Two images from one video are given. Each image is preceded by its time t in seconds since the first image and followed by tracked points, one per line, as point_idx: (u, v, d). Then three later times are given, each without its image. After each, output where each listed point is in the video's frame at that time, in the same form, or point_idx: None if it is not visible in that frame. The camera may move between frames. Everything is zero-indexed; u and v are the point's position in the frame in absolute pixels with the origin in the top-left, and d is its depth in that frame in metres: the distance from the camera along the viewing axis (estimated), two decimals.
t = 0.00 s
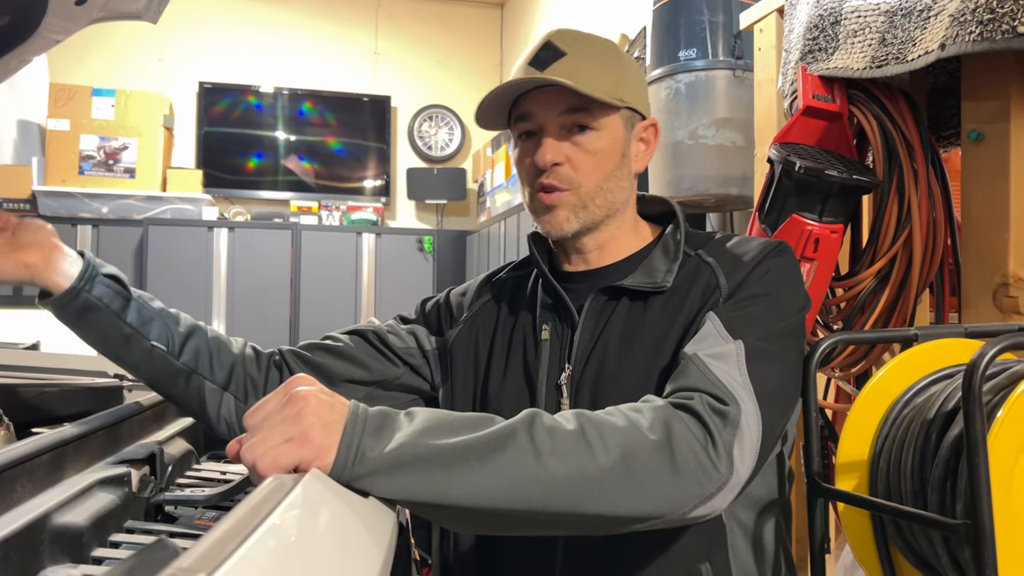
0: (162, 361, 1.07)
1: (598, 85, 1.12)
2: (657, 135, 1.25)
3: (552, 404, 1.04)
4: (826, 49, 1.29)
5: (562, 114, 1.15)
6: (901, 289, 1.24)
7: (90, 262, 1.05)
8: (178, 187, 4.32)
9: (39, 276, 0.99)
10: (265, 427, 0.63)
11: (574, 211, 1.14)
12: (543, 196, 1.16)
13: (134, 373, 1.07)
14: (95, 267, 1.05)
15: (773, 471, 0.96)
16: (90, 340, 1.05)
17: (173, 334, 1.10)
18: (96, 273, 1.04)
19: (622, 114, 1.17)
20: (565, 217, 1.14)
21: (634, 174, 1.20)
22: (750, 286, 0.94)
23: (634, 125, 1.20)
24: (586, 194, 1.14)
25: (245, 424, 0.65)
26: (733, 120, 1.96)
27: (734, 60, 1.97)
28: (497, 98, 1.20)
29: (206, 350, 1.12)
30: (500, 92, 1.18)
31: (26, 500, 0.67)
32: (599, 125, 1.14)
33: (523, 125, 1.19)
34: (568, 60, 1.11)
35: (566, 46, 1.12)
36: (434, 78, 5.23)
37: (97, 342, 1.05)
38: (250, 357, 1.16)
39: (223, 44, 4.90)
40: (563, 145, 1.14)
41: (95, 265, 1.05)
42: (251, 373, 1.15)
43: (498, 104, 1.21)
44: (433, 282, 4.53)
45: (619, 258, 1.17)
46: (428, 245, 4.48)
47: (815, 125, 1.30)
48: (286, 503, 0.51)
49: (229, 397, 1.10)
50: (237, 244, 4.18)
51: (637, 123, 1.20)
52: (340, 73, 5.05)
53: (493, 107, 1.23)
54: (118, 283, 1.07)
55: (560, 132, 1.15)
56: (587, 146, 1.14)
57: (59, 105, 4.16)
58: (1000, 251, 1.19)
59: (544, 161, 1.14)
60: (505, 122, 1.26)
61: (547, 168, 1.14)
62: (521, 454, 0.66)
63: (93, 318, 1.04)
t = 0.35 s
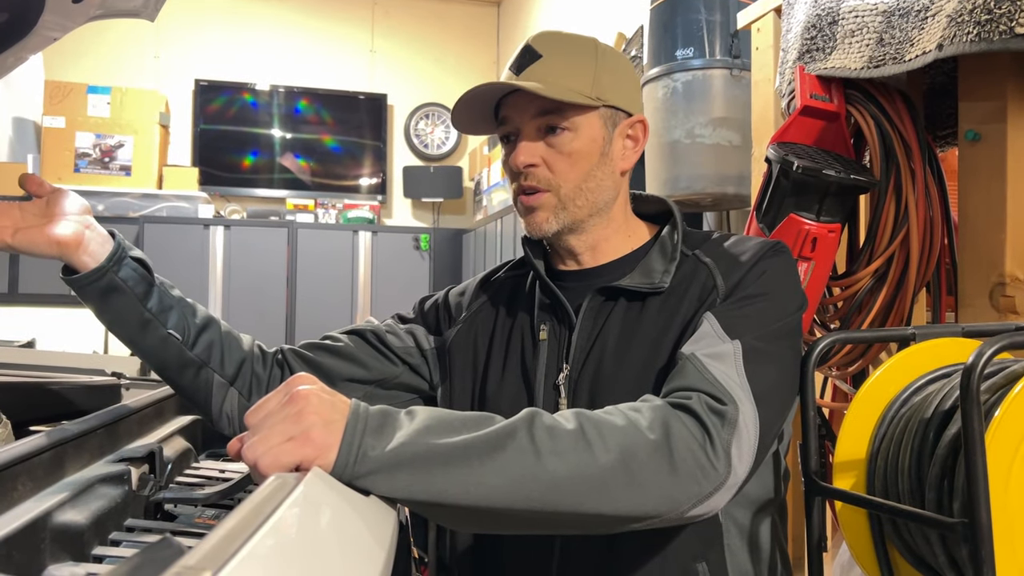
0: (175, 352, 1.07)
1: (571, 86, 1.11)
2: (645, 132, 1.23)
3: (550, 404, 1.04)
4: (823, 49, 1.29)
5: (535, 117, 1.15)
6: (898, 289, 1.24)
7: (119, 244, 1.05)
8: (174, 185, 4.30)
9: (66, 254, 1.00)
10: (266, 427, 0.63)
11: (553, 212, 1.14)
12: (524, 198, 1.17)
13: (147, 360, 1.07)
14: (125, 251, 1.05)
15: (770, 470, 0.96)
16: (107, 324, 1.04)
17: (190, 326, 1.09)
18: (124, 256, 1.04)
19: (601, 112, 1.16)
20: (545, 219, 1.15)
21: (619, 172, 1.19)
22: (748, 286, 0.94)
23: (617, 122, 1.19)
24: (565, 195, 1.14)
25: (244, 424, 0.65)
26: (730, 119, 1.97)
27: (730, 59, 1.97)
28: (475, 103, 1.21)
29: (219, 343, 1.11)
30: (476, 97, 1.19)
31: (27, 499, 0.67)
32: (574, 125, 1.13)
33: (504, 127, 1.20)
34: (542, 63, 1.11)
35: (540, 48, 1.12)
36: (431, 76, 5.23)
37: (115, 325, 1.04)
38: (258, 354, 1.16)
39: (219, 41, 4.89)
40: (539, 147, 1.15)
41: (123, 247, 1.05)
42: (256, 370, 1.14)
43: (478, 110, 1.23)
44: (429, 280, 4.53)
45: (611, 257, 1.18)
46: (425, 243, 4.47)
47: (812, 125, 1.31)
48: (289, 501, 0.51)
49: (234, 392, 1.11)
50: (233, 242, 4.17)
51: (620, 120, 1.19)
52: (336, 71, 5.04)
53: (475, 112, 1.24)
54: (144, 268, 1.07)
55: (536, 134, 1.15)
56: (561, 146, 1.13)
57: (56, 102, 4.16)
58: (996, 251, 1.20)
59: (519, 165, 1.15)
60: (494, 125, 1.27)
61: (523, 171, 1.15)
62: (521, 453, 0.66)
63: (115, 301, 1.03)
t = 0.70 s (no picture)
0: (178, 356, 1.04)
1: (582, 81, 1.10)
2: (653, 135, 1.21)
3: (550, 409, 1.02)
4: (827, 47, 1.28)
5: (545, 110, 1.14)
6: (904, 291, 1.22)
7: (128, 246, 1.00)
8: (173, 185, 4.28)
9: (78, 256, 0.94)
10: (258, 436, 0.61)
11: (559, 209, 1.13)
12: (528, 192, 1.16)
13: (150, 365, 1.04)
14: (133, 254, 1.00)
15: (772, 476, 0.94)
16: (110, 327, 0.99)
17: (195, 330, 1.06)
18: (133, 258, 0.99)
19: (611, 110, 1.15)
20: (548, 214, 1.13)
21: (625, 173, 1.18)
22: (749, 289, 0.93)
23: (625, 123, 1.17)
24: (572, 190, 1.13)
25: (235, 441, 0.63)
26: (732, 119, 1.95)
27: (733, 58, 1.96)
28: (486, 91, 1.20)
29: (221, 348, 1.09)
30: (487, 86, 1.18)
31: (14, 507, 0.65)
32: (583, 121, 1.13)
33: (512, 119, 1.19)
34: (555, 56, 1.11)
35: (553, 42, 1.11)
36: (431, 75, 5.21)
37: (119, 329, 0.99)
38: (257, 359, 1.14)
39: (219, 41, 4.87)
40: (547, 140, 1.14)
41: (132, 249, 1.01)
42: (255, 376, 1.13)
43: (490, 99, 1.22)
44: (429, 280, 4.51)
45: (613, 258, 1.16)
46: (425, 242, 4.46)
47: (816, 125, 1.29)
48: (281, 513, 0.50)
49: (233, 399, 1.09)
50: (232, 241, 4.15)
51: (629, 121, 1.18)
52: (336, 70, 5.03)
53: (486, 100, 1.24)
54: (153, 270, 1.02)
55: (545, 127, 1.15)
56: (569, 141, 1.13)
57: (54, 102, 4.13)
58: (1004, 253, 1.19)
59: (525, 155, 1.14)
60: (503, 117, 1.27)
61: (529, 162, 1.14)
62: (519, 459, 0.64)
63: (121, 305, 0.98)
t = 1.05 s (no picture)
0: (238, 349, 1.08)
1: (599, 79, 1.10)
2: (664, 140, 1.21)
3: (553, 419, 1.00)
4: (837, 49, 1.25)
5: (560, 105, 1.13)
6: (915, 297, 1.20)
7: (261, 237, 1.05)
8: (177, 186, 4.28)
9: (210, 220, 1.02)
10: (249, 449, 0.59)
11: (568, 205, 1.10)
12: (537, 186, 1.13)
13: (206, 341, 1.07)
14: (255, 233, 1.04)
15: (780, 489, 0.92)
16: (200, 301, 1.05)
17: (263, 331, 1.12)
18: (258, 246, 1.05)
19: (625, 112, 1.14)
20: (557, 209, 1.10)
21: (635, 177, 1.16)
22: (757, 298, 0.91)
23: (639, 126, 1.16)
24: (581, 188, 1.11)
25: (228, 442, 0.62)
26: (739, 120, 1.93)
27: (740, 59, 1.93)
28: (500, 87, 1.20)
29: (274, 354, 1.14)
30: (501, 81, 1.17)
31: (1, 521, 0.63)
32: (597, 119, 1.12)
33: (524, 115, 1.18)
34: (574, 53, 1.10)
35: (571, 39, 1.11)
36: (436, 76, 5.19)
37: (204, 304, 1.05)
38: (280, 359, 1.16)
39: (224, 42, 4.87)
40: (560, 137, 1.12)
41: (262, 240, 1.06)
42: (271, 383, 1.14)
43: (502, 94, 1.21)
44: (433, 283, 4.49)
45: (618, 262, 1.13)
46: (429, 244, 4.44)
47: (825, 126, 1.27)
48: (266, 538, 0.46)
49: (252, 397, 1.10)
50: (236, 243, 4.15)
51: (642, 125, 1.17)
52: (340, 71, 5.01)
53: (498, 97, 1.23)
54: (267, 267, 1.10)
55: (558, 124, 1.13)
56: (583, 138, 1.11)
57: (58, 103, 4.11)
58: (1018, 257, 1.17)
59: (538, 150, 1.12)
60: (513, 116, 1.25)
61: (541, 158, 1.12)
62: (521, 476, 0.62)
63: (214, 285, 1.05)
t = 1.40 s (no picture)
0: (241, 351, 1.07)
1: (611, 77, 1.08)
2: (672, 142, 1.19)
3: (551, 423, 0.98)
4: (839, 46, 1.24)
5: (570, 102, 1.11)
6: (919, 298, 1.18)
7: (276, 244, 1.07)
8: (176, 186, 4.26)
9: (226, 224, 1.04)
10: (235, 457, 0.57)
11: (572, 203, 1.08)
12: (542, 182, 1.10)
13: (210, 342, 1.06)
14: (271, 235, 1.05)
15: (782, 495, 0.91)
16: (209, 302, 1.04)
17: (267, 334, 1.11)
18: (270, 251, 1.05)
19: (635, 112, 1.12)
20: (560, 208, 1.09)
21: (641, 178, 1.15)
22: (759, 301, 0.89)
23: (647, 127, 1.15)
24: (587, 187, 1.09)
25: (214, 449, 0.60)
26: (740, 120, 1.91)
27: (740, 58, 1.91)
28: (509, 80, 1.18)
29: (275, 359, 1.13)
30: (510, 74, 1.15)
31: None
32: (607, 119, 1.10)
33: (531, 110, 1.15)
34: (586, 48, 1.07)
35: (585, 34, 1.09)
36: (435, 76, 5.18)
37: (212, 305, 1.04)
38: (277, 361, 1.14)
39: (223, 42, 4.85)
40: (567, 135, 1.10)
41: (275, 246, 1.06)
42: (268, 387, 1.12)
43: (510, 88, 1.19)
44: (433, 283, 4.48)
45: (619, 264, 1.11)
46: (429, 245, 4.43)
47: (827, 125, 1.25)
48: (247, 551, 0.44)
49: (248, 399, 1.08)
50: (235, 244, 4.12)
51: (651, 126, 1.15)
52: (340, 71, 5.00)
53: (506, 90, 1.21)
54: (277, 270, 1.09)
55: (567, 121, 1.11)
56: (591, 137, 1.09)
57: (56, 102, 4.09)
58: None
59: (545, 147, 1.09)
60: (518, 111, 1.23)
61: (547, 155, 1.09)
62: (516, 484, 0.60)
63: (223, 287, 1.04)
